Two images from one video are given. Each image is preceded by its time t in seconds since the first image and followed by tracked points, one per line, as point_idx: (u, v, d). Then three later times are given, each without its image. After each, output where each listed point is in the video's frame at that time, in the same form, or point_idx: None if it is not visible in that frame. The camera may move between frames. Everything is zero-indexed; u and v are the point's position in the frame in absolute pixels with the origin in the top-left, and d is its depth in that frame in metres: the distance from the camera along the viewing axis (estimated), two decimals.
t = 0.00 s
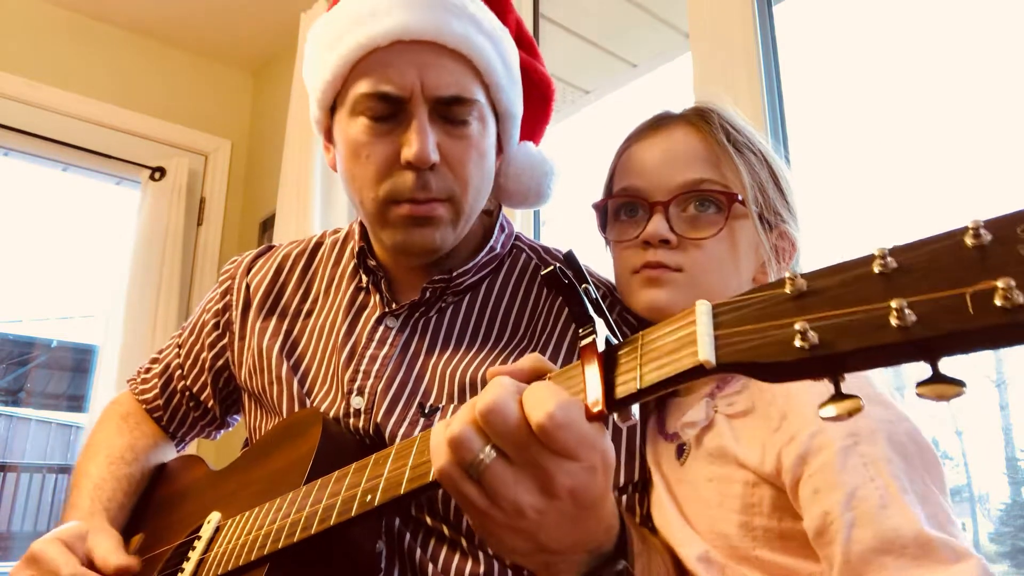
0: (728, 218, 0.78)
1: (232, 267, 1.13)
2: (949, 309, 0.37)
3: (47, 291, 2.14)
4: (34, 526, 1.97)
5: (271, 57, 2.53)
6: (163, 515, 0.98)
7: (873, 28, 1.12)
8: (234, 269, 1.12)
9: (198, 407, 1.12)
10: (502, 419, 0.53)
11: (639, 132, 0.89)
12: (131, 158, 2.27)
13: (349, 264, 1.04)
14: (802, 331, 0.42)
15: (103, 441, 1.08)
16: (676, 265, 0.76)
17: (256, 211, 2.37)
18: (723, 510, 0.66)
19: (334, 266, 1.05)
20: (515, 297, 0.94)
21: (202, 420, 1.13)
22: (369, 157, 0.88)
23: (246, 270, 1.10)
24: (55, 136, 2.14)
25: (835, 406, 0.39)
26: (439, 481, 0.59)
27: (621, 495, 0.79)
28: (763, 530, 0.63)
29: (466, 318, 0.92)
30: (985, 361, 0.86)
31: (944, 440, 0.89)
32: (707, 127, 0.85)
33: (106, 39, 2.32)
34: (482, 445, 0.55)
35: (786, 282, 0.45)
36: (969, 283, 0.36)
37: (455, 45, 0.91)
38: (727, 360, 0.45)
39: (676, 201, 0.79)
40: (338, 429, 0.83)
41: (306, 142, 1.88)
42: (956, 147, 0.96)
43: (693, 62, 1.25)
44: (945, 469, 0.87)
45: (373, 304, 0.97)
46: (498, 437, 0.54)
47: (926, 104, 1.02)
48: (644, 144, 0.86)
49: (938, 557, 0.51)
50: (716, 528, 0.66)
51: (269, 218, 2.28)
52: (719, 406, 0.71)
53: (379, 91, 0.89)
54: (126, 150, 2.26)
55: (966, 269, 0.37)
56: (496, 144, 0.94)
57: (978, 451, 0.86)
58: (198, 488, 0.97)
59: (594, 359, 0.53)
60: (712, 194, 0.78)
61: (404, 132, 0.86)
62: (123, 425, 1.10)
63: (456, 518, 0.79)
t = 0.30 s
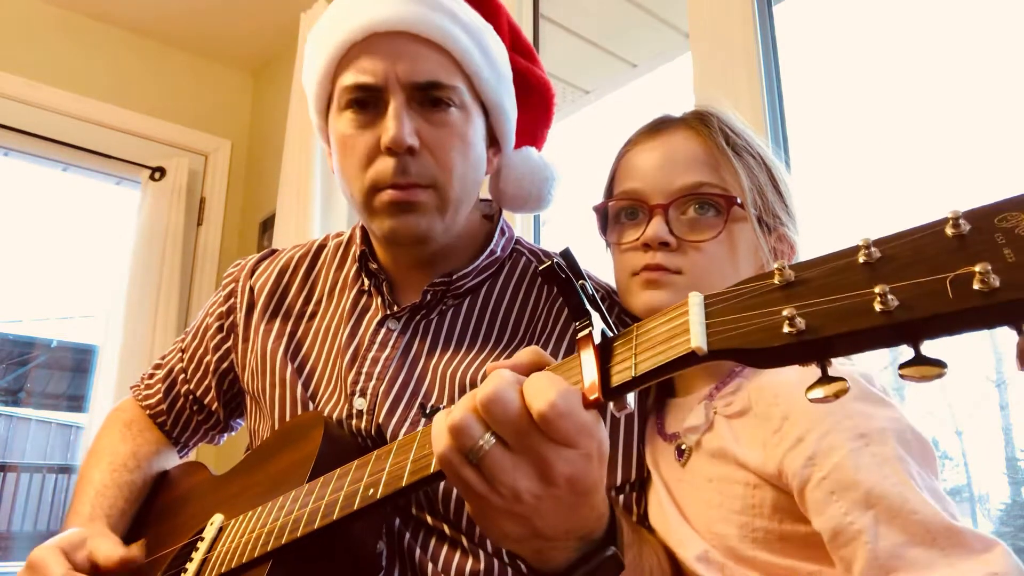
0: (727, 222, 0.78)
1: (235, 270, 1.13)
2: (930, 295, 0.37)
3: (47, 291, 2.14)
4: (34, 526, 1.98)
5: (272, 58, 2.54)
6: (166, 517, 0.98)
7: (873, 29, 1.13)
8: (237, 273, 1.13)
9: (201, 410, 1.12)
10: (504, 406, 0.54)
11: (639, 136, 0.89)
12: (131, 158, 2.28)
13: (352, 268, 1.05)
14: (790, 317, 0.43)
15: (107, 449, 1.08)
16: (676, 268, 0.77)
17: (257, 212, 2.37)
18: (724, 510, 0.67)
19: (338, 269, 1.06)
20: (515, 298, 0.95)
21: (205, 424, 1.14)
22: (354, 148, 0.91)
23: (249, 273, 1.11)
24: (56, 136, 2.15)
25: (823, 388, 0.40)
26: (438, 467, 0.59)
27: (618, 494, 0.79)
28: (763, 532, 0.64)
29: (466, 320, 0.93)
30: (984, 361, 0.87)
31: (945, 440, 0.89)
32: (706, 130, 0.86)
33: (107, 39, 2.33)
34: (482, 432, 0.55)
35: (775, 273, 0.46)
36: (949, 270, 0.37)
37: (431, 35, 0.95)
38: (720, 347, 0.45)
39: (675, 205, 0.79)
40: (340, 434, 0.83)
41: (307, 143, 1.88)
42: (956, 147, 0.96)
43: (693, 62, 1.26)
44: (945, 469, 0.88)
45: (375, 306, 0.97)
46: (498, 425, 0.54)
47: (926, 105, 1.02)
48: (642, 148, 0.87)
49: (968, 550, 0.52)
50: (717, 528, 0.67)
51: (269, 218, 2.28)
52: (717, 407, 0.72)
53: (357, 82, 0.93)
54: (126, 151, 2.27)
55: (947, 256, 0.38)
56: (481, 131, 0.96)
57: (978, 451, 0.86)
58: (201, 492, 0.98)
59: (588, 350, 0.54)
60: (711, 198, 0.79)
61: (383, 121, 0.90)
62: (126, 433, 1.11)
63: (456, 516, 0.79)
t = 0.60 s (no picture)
0: (725, 221, 0.78)
1: (229, 264, 1.12)
2: (955, 329, 0.37)
3: (47, 292, 2.14)
4: (34, 526, 1.97)
5: (271, 57, 2.53)
6: (162, 512, 0.98)
7: (873, 29, 1.12)
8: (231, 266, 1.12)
9: (195, 406, 1.12)
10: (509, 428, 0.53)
11: (636, 135, 0.89)
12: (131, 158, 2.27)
13: (348, 263, 1.04)
14: (809, 346, 0.42)
15: (102, 441, 1.08)
16: (674, 268, 0.76)
17: (256, 211, 2.37)
18: (726, 512, 0.66)
19: (333, 263, 1.05)
20: (515, 297, 0.94)
21: (199, 420, 1.13)
22: (344, 128, 0.94)
23: (242, 267, 1.10)
24: (56, 136, 2.14)
25: (840, 421, 0.39)
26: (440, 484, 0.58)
27: (619, 497, 0.79)
28: (765, 534, 0.64)
29: (466, 317, 0.92)
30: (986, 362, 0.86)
31: (945, 440, 0.89)
32: (703, 129, 0.85)
33: (106, 39, 2.33)
34: (485, 454, 0.54)
35: (792, 296, 0.45)
36: (975, 303, 0.36)
37: (423, 17, 0.98)
38: (734, 374, 0.45)
39: (673, 204, 0.79)
40: (338, 432, 0.82)
41: (306, 142, 1.88)
42: (956, 147, 0.96)
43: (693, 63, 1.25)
44: (945, 469, 0.87)
45: (372, 302, 0.97)
46: (502, 447, 0.54)
47: (925, 103, 1.02)
48: (639, 147, 0.86)
49: (981, 545, 0.52)
50: (718, 530, 0.66)
51: (269, 218, 2.28)
52: (718, 408, 0.72)
53: (349, 61, 0.96)
54: (126, 151, 2.26)
55: (973, 286, 0.37)
56: (472, 115, 0.99)
57: (978, 451, 0.86)
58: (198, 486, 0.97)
59: (599, 369, 0.53)
60: (709, 197, 0.78)
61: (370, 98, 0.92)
62: (121, 425, 1.10)
63: (455, 518, 0.79)
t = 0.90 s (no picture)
0: (726, 217, 0.77)
1: (224, 254, 1.11)
2: (978, 352, 0.36)
3: (46, 292, 2.13)
4: (34, 526, 1.97)
5: (270, 57, 2.53)
6: (155, 507, 0.97)
7: (873, 27, 1.11)
8: (226, 257, 1.11)
9: (188, 397, 1.11)
10: (512, 445, 0.52)
11: (637, 131, 0.88)
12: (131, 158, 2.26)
13: (346, 257, 1.03)
14: (828, 369, 0.41)
15: (92, 433, 1.07)
16: (678, 265, 0.75)
17: (255, 210, 2.36)
18: (729, 515, 0.66)
19: (332, 256, 1.05)
20: (516, 296, 0.93)
21: (190, 410, 1.13)
22: (345, 115, 0.93)
23: (239, 257, 1.09)
24: (56, 135, 2.14)
25: (858, 447, 0.39)
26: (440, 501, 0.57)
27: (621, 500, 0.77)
28: (768, 537, 0.63)
29: (466, 314, 0.92)
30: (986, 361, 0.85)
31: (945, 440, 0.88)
32: (704, 125, 0.84)
33: (106, 38, 2.32)
34: (486, 473, 0.53)
35: (809, 312, 0.44)
36: (1003, 327, 0.36)
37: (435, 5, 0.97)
38: (748, 397, 0.44)
39: (674, 201, 0.78)
40: (333, 429, 0.82)
41: (306, 141, 1.87)
42: (956, 146, 0.95)
43: (693, 62, 1.24)
44: (944, 469, 0.87)
45: (371, 297, 0.96)
46: (505, 466, 0.53)
47: (926, 100, 1.01)
48: (639, 143, 0.86)
49: (988, 547, 0.51)
50: (720, 532, 0.66)
51: (269, 218, 2.27)
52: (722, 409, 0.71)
53: (355, 44, 0.95)
54: (126, 151, 2.25)
55: (1000, 304, 0.36)
56: (478, 110, 0.97)
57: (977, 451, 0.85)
58: (193, 478, 0.96)
59: (606, 386, 0.52)
60: (710, 193, 0.78)
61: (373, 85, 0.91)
62: (111, 415, 1.10)
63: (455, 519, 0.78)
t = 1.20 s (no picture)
0: (729, 218, 0.77)
1: (225, 257, 1.12)
2: (973, 344, 0.36)
3: (46, 291, 2.13)
4: (34, 526, 1.97)
5: (270, 57, 2.53)
6: (153, 507, 0.97)
7: (873, 27, 1.12)
8: (227, 259, 1.12)
9: (188, 398, 1.11)
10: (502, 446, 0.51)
11: (640, 131, 0.88)
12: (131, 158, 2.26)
13: (347, 257, 1.04)
14: (819, 362, 0.42)
15: (92, 434, 1.07)
16: (681, 266, 0.75)
17: (255, 211, 2.37)
18: (732, 515, 0.66)
19: (332, 258, 1.05)
20: (516, 296, 0.94)
21: (190, 411, 1.13)
22: (362, 118, 0.93)
23: (240, 260, 1.09)
24: (55, 135, 2.14)
25: (851, 441, 0.39)
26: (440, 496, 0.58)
27: (623, 499, 0.78)
28: (770, 537, 0.63)
29: (467, 314, 0.92)
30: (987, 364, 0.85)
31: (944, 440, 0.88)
32: (708, 126, 0.84)
33: (106, 39, 2.32)
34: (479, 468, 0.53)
35: (801, 305, 0.44)
36: (995, 318, 0.36)
37: (456, 19, 0.99)
38: (739, 390, 0.44)
39: (677, 201, 0.78)
40: (332, 428, 0.82)
41: (306, 140, 1.87)
42: (957, 146, 0.95)
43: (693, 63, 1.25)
44: (945, 469, 0.87)
45: (372, 298, 0.96)
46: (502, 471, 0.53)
47: (926, 100, 1.01)
48: (642, 144, 0.86)
49: (991, 547, 0.51)
50: (723, 532, 0.66)
51: (269, 218, 2.27)
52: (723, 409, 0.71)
53: (376, 51, 0.96)
54: (126, 151, 2.25)
55: (994, 297, 0.37)
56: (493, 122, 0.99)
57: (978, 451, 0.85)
58: (192, 479, 0.97)
59: (599, 381, 0.52)
60: (714, 194, 0.78)
61: (395, 91, 0.92)
62: (110, 416, 1.10)
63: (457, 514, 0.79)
